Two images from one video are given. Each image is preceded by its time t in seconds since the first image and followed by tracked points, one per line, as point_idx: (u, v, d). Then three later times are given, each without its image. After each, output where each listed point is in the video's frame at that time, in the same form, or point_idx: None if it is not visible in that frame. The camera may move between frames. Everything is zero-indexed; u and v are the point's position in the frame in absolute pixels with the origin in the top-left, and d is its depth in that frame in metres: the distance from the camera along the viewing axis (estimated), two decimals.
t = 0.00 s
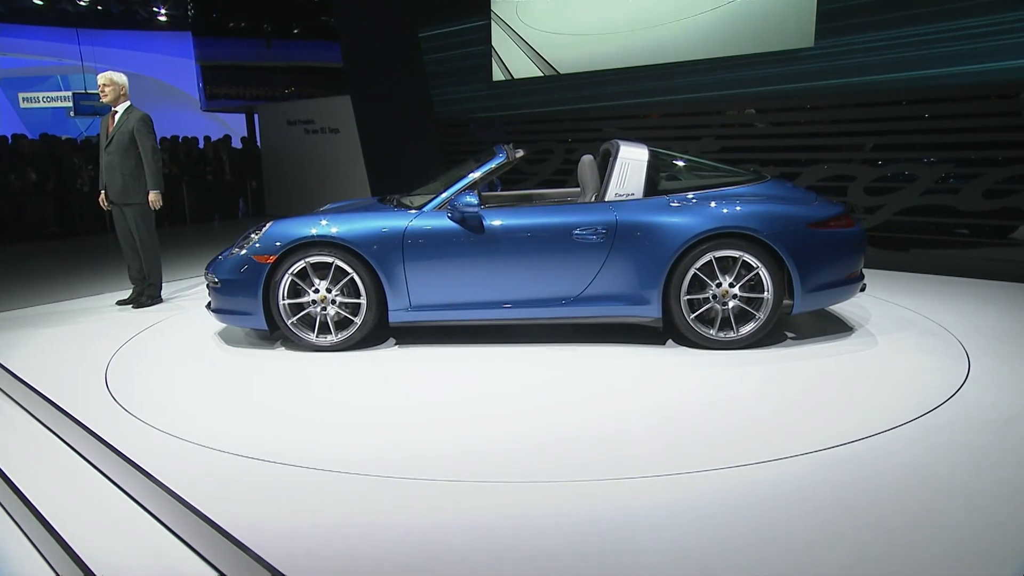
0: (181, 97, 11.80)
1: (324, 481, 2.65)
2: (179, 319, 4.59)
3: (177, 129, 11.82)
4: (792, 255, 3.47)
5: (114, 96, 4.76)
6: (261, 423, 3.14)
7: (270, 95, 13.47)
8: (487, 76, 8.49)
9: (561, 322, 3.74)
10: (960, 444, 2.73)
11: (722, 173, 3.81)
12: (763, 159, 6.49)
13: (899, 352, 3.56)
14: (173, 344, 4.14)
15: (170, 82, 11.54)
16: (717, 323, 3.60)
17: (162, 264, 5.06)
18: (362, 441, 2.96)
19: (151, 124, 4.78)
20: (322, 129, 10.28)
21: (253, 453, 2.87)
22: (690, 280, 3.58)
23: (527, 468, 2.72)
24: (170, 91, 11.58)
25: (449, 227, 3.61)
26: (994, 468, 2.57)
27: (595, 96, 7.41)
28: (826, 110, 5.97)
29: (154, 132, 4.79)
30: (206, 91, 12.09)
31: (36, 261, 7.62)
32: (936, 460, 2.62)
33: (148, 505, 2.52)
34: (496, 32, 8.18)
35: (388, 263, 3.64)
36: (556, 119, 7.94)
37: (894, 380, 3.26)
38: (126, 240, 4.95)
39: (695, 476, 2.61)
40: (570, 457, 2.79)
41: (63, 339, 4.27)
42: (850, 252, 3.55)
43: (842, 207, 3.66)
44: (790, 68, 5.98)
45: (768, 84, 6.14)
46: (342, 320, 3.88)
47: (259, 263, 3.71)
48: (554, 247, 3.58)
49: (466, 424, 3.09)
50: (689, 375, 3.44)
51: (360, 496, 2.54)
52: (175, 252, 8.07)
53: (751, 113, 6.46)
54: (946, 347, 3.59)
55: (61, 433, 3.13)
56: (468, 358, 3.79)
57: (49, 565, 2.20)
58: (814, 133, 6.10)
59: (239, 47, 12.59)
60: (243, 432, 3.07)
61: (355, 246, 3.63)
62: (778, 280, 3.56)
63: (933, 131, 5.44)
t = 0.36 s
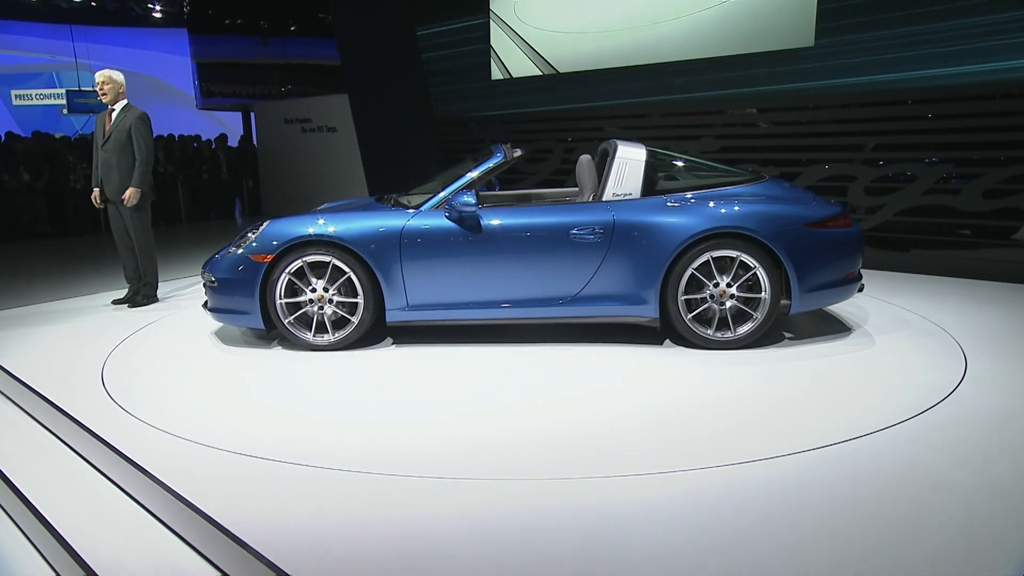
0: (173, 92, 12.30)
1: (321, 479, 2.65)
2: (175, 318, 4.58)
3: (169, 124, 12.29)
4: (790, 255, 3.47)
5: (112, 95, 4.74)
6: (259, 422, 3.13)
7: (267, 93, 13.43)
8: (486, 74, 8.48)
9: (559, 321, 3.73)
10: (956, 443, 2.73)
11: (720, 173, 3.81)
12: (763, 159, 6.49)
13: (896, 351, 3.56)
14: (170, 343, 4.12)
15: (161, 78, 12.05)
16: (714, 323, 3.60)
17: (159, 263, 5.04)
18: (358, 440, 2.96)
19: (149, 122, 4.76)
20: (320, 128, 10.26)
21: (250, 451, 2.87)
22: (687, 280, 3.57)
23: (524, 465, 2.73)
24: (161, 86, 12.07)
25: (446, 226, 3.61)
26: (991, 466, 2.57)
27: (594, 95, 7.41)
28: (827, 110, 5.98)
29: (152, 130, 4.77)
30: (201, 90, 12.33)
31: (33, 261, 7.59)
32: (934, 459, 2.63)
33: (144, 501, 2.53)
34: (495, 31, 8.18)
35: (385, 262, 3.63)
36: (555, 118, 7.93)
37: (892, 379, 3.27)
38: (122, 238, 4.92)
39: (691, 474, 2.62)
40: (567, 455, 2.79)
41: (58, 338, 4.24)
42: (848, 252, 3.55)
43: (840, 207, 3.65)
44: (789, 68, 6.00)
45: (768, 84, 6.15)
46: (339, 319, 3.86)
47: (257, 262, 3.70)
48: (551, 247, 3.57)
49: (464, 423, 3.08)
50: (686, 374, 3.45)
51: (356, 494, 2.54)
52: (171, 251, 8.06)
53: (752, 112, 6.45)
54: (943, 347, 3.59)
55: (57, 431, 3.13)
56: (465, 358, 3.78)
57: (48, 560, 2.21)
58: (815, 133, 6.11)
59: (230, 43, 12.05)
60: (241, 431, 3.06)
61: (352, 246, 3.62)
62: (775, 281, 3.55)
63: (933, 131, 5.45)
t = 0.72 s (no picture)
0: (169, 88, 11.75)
1: (319, 477, 2.63)
2: (171, 316, 4.55)
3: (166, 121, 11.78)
4: (791, 254, 3.45)
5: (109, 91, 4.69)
6: (257, 421, 3.11)
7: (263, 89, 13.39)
8: (485, 71, 8.47)
9: (558, 321, 3.71)
10: (958, 443, 2.72)
11: (721, 171, 3.79)
12: (765, 157, 6.46)
13: (896, 350, 3.55)
14: (166, 341, 4.09)
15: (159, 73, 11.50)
16: (714, 322, 3.57)
17: (155, 260, 5.00)
18: (356, 438, 2.94)
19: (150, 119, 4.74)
20: (317, 124, 10.23)
21: (248, 449, 2.86)
22: (688, 279, 3.55)
23: (523, 464, 2.71)
24: (158, 82, 11.55)
25: (446, 224, 3.58)
26: (993, 467, 2.56)
27: (593, 92, 7.39)
28: (830, 108, 5.95)
29: (152, 128, 4.75)
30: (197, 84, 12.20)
31: (30, 259, 7.54)
32: (936, 460, 2.62)
33: (142, 499, 2.52)
34: (495, 28, 8.16)
35: (384, 260, 3.60)
36: (554, 115, 7.91)
37: (894, 379, 3.25)
38: (118, 236, 4.87)
39: (692, 472, 2.61)
40: (567, 454, 2.78)
41: (52, 336, 4.20)
42: (850, 252, 3.53)
43: (842, 206, 3.63)
44: (790, 66, 5.99)
45: (770, 81, 6.15)
46: (338, 318, 3.84)
47: (254, 259, 3.67)
48: (550, 245, 3.54)
49: (464, 423, 3.07)
50: (686, 373, 3.43)
51: (355, 492, 2.53)
52: (169, 249, 8.03)
53: (755, 111, 6.42)
54: (944, 346, 3.58)
55: (54, 429, 3.10)
56: (465, 357, 3.76)
57: (47, 560, 2.19)
58: (818, 132, 6.08)
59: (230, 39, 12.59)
60: (238, 429, 3.03)
61: (351, 244, 3.59)
62: (776, 280, 3.53)
63: (938, 130, 5.43)
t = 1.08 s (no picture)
0: (163, 84, 11.61)
1: (317, 479, 2.59)
2: (167, 316, 4.50)
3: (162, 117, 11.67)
4: (794, 255, 3.41)
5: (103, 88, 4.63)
6: (255, 421, 3.07)
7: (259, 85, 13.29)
8: (484, 68, 8.42)
9: (558, 321, 3.67)
10: (963, 446, 2.69)
11: (724, 171, 3.75)
12: (768, 156, 6.41)
13: (901, 351, 3.52)
14: (162, 341, 4.05)
15: (155, 70, 11.39)
16: (717, 323, 3.54)
17: (150, 259, 4.93)
18: (355, 439, 2.91)
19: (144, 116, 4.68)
20: (315, 122, 10.17)
21: (245, 450, 2.82)
22: (690, 279, 3.51)
23: (521, 464, 2.69)
24: (153, 78, 11.40)
25: (445, 224, 3.55)
26: (1000, 469, 2.54)
27: (594, 89, 7.35)
28: (834, 107, 5.90)
29: (147, 125, 4.69)
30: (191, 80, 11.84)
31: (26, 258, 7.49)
32: (942, 462, 2.59)
33: (137, 500, 2.49)
34: (495, 24, 8.11)
35: (383, 260, 3.56)
36: (553, 112, 7.87)
37: (898, 381, 3.22)
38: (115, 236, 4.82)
39: (695, 475, 2.58)
40: (567, 455, 2.75)
41: (46, 336, 4.15)
42: (854, 253, 3.49)
43: (846, 206, 3.60)
44: (792, 63, 5.96)
45: (773, 79, 6.11)
46: (336, 318, 3.80)
47: (251, 259, 3.63)
48: (551, 245, 3.51)
49: (465, 424, 3.03)
50: (689, 374, 3.39)
51: (354, 494, 2.49)
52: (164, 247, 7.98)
53: (759, 109, 6.38)
54: (948, 348, 3.55)
55: (47, 429, 3.07)
56: (465, 358, 3.72)
57: (42, 560, 2.17)
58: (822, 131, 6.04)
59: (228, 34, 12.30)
60: (235, 430, 3.00)
61: (349, 243, 3.55)
62: (779, 281, 3.49)
63: (944, 129, 5.40)
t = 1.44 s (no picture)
0: (162, 82, 11.49)
1: (320, 482, 2.55)
2: (166, 317, 4.46)
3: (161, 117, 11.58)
4: (803, 255, 3.36)
5: (100, 86, 4.58)
6: (257, 424, 3.04)
7: (260, 83, 13.25)
8: (487, 66, 8.38)
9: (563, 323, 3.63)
10: (977, 449, 2.65)
11: (731, 171, 3.71)
12: (776, 155, 6.29)
13: (911, 353, 3.47)
14: (163, 342, 4.01)
15: (150, 66, 11.22)
16: (724, 325, 3.49)
17: (150, 260, 4.87)
18: (358, 441, 2.87)
19: (138, 114, 4.59)
20: (315, 121, 10.13)
21: (246, 453, 2.78)
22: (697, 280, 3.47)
23: (527, 467, 2.65)
24: (150, 75, 11.26)
25: (449, 224, 3.51)
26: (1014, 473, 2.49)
27: (598, 87, 7.30)
28: (844, 105, 5.81)
29: (141, 123, 4.61)
30: (190, 78, 11.77)
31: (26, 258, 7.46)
32: (954, 466, 2.55)
33: (138, 503, 2.45)
34: (499, 22, 8.07)
35: (386, 261, 3.52)
36: (556, 111, 7.82)
37: (909, 384, 3.17)
38: (113, 235, 4.78)
39: (704, 478, 2.54)
40: (573, 459, 2.71)
41: (46, 338, 4.11)
42: (864, 253, 3.44)
43: (855, 206, 3.55)
44: (798, 61, 5.93)
45: (781, 78, 6.07)
46: (338, 319, 3.75)
47: (253, 259, 3.59)
48: (556, 245, 3.47)
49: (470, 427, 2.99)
50: (696, 376, 3.35)
51: (358, 498, 2.45)
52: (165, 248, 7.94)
53: (766, 107, 6.28)
54: (960, 351, 3.50)
55: (47, 431, 3.04)
56: (469, 360, 3.68)
57: (42, 564, 2.14)
58: (830, 129, 5.93)
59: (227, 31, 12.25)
60: (237, 432, 2.96)
61: (352, 243, 3.51)
62: (787, 282, 3.44)
63: (954, 128, 5.34)
